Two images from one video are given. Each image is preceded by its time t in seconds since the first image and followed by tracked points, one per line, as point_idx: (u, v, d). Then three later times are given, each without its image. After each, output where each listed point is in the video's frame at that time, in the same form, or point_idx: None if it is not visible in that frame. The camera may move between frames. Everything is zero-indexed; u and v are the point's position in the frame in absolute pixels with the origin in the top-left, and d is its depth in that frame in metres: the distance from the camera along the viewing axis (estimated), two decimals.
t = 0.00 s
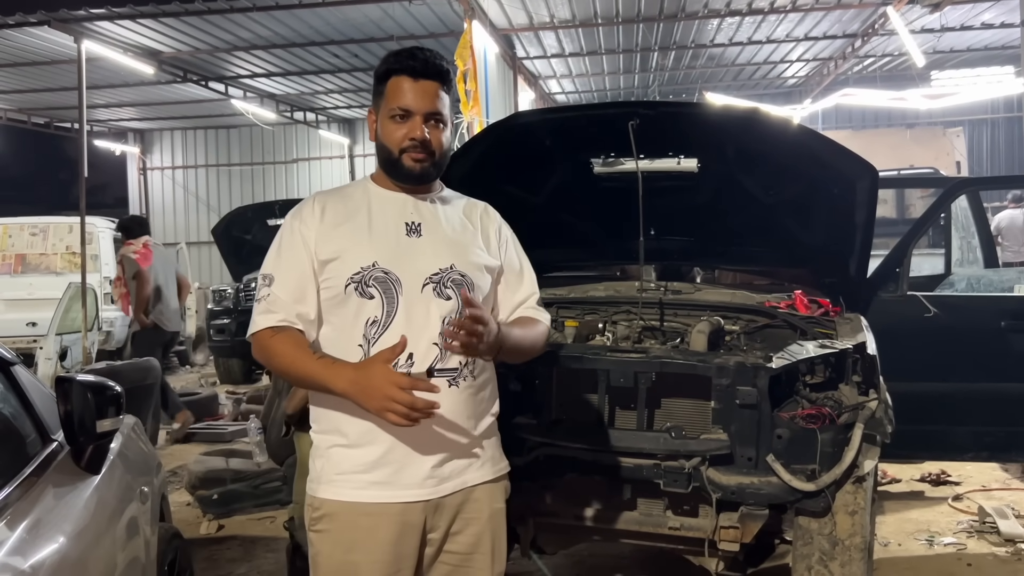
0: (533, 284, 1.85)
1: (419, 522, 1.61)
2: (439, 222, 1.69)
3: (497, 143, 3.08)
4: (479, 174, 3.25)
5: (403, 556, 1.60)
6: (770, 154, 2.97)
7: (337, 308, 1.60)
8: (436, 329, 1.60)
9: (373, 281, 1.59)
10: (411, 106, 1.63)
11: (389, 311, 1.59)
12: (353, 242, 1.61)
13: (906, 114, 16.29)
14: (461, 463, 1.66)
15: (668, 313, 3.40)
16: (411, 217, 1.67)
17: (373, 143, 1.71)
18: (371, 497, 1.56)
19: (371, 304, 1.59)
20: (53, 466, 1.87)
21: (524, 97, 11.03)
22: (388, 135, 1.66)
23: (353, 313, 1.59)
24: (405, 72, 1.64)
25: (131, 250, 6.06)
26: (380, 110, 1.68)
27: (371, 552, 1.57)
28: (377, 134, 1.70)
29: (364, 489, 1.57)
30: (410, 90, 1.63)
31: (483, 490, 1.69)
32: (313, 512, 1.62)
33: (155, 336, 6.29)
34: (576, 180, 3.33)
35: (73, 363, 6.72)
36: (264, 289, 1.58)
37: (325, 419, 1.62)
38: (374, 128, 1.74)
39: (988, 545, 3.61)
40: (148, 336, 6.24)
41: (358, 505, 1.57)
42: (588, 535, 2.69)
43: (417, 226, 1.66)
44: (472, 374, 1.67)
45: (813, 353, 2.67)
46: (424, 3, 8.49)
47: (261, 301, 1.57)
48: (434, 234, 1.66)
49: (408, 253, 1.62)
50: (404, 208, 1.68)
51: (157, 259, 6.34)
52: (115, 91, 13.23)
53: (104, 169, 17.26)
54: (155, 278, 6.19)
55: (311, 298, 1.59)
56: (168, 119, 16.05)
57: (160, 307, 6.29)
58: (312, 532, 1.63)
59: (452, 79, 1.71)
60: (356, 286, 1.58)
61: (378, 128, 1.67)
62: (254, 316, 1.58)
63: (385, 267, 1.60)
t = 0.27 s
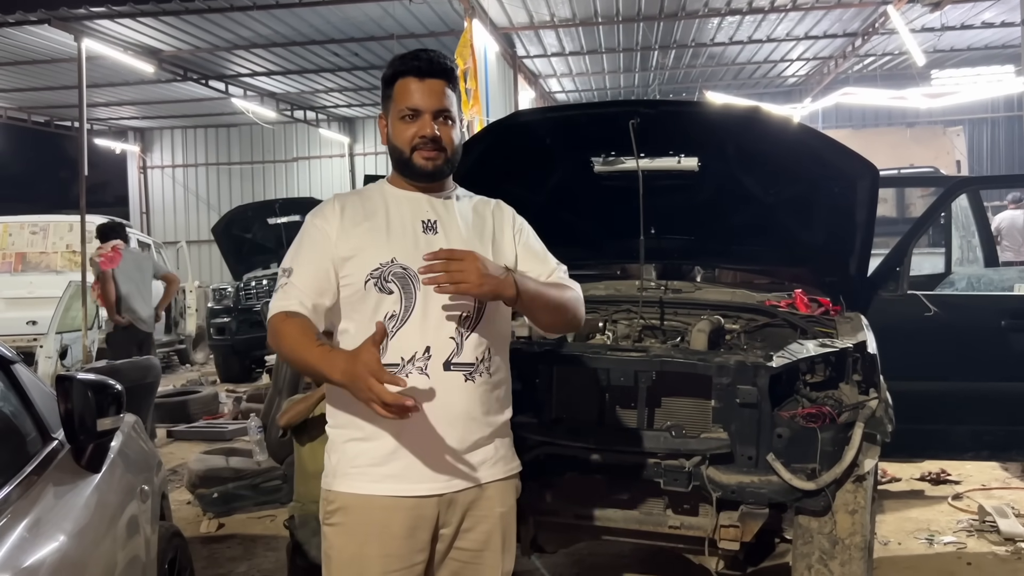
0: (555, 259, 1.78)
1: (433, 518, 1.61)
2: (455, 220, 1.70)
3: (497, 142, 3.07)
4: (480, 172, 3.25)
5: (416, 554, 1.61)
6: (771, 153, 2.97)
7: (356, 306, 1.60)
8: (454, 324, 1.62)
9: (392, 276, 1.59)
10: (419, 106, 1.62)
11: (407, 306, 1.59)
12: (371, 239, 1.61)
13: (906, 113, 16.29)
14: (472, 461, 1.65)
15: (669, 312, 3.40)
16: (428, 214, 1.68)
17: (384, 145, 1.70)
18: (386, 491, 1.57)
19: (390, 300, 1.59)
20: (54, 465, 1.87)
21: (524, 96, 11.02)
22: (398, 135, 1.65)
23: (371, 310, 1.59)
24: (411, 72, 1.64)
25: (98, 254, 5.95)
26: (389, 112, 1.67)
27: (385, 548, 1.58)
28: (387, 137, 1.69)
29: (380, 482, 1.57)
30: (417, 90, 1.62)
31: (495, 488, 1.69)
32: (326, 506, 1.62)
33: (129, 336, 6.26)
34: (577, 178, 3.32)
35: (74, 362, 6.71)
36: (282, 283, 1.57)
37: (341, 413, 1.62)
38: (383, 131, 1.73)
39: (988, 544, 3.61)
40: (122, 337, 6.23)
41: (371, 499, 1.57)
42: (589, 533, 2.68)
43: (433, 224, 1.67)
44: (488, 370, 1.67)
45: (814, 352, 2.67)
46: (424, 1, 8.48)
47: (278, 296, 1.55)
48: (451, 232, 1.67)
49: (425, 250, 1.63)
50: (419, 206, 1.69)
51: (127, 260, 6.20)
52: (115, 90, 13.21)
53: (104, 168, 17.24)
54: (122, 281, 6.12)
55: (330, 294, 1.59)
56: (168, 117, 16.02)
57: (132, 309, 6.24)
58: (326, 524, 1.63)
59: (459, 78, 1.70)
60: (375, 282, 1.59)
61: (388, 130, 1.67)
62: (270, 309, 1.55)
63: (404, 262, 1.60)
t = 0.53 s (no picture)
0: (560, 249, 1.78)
1: (441, 516, 1.60)
2: (464, 217, 1.70)
3: (495, 140, 3.07)
4: (480, 171, 3.24)
5: (425, 549, 1.61)
6: (771, 152, 2.97)
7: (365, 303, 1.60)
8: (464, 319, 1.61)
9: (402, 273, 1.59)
10: (417, 106, 1.62)
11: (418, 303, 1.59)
12: (382, 235, 1.61)
13: (906, 112, 16.29)
14: (482, 458, 1.63)
15: (669, 311, 3.40)
16: (436, 212, 1.67)
17: (386, 149, 1.70)
18: (396, 488, 1.56)
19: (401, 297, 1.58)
20: (53, 464, 1.86)
21: (524, 94, 11.01)
22: (400, 138, 1.64)
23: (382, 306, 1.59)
24: (406, 74, 1.63)
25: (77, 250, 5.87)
26: (388, 116, 1.67)
27: (394, 543, 1.58)
28: (388, 140, 1.69)
29: (391, 477, 1.56)
30: (414, 90, 1.62)
31: (504, 486, 1.68)
32: (336, 501, 1.62)
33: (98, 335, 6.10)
34: (576, 177, 3.32)
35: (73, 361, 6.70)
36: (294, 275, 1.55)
37: (351, 407, 1.62)
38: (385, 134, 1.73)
39: (988, 543, 3.61)
40: (89, 336, 6.06)
41: (380, 493, 1.57)
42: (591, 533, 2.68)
43: (443, 220, 1.66)
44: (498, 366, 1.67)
45: (815, 351, 2.66)
46: None
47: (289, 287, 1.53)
48: (461, 229, 1.67)
49: (435, 246, 1.63)
50: (426, 204, 1.68)
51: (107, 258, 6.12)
52: (115, 88, 13.20)
53: (105, 166, 17.24)
54: (100, 277, 6.03)
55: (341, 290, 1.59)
56: (168, 116, 16.02)
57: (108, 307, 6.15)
58: (335, 517, 1.63)
59: (454, 76, 1.69)
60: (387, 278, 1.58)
61: (389, 134, 1.67)
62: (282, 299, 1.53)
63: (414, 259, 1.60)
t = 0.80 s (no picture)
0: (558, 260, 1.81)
1: (447, 513, 1.60)
2: (467, 215, 1.69)
3: (495, 139, 3.07)
4: (480, 169, 3.24)
5: (430, 547, 1.61)
6: (771, 150, 2.96)
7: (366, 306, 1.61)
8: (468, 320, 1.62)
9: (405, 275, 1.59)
10: (419, 105, 1.62)
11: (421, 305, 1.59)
12: (386, 237, 1.61)
13: (907, 111, 16.29)
14: (486, 455, 1.63)
15: (669, 309, 3.40)
16: (438, 212, 1.67)
17: (389, 148, 1.70)
18: (402, 485, 1.56)
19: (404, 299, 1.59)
20: (52, 462, 1.87)
21: (524, 93, 11.01)
22: (402, 136, 1.64)
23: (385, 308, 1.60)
24: (408, 72, 1.63)
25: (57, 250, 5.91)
26: (391, 115, 1.67)
27: (400, 540, 1.58)
28: (391, 139, 1.69)
29: (397, 474, 1.56)
30: (417, 89, 1.61)
31: (507, 484, 1.68)
32: (342, 499, 1.62)
33: (73, 336, 6.02)
34: (576, 175, 3.32)
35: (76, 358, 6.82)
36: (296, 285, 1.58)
37: (356, 407, 1.62)
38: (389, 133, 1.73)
39: (988, 541, 3.61)
40: (62, 337, 5.97)
41: (386, 490, 1.56)
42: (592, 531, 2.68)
43: (445, 221, 1.66)
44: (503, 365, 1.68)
45: (815, 350, 2.66)
46: None
47: (291, 296, 1.57)
48: (464, 229, 1.66)
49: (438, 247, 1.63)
50: (430, 204, 1.68)
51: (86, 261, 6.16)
52: (115, 86, 13.19)
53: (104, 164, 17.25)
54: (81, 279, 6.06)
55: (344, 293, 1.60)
56: (168, 114, 16.01)
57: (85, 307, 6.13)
58: (342, 516, 1.63)
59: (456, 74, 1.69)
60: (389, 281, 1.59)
61: (393, 132, 1.67)
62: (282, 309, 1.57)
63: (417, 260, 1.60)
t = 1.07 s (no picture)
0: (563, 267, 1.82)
1: (448, 512, 1.60)
2: (467, 213, 1.69)
3: (495, 138, 3.07)
4: (481, 167, 3.24)
5: (430, 547, 1.61)
6: (771, 149, 2.96)
7: (365, 308, 1.61)
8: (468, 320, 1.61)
9: (405, 274, 1.59)
10: (425, 93, 1.64)
11: (422, 303, 1.59)
12: (386, 237, 1.61)
13: (908, 109, 16.27)
14: (487, 456, 1.64)
15: (670, 308, 3.40)
16: (439, 211, 1.67)
17: (392, 136, 1.71)
18: (403, 485, 1.56)
19: (404, 298, 1.59)
20: (53, 461, 1.86)
21: (524, 92, 11.01)
22: (405, 123, 1.66)
23: (385, 309, 1.60)
24: (419, 60, 1.65)
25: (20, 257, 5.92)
26: (397, 103, 1.69)
27: (400, 540, 1.57)
28: (395, 128, 1.70)
29: (398, 475, 1.56)
30: (424, 78, 1.64)
31: (508, 484, 1.68)
32: (345, 500, 1.62)
33: (38, 340, 5.87)
34: (577, 174, 3.32)
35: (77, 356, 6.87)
36: (295, 289, 1.60)
37: (358, 409, 1.62)
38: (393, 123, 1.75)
39: (989, 540, 3.61)
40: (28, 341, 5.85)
41: (388, 491, 1.56)
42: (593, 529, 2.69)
43: (444, 220, 1.66)
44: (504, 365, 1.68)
45: (815, 348, 2.66)
46: None
47: (293, 303, 1.58)
48: (464, 227, 1.66)
49: (438, 246, 1.62)
50: (431, 201, 1.68)
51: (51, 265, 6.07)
52: (116, 85, 13.19)
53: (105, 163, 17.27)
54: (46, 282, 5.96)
55: (344, 294, 1.61)
56: (168, 113, 16.01)
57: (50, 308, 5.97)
58: (344, 515, 1.63)
59: (466, 69, 1.72)
60: (388, 280, 1.59)
61: (397, 120, 1.68)
62: (283, 316, 1.59)
63: (416, 260, 1.60)
